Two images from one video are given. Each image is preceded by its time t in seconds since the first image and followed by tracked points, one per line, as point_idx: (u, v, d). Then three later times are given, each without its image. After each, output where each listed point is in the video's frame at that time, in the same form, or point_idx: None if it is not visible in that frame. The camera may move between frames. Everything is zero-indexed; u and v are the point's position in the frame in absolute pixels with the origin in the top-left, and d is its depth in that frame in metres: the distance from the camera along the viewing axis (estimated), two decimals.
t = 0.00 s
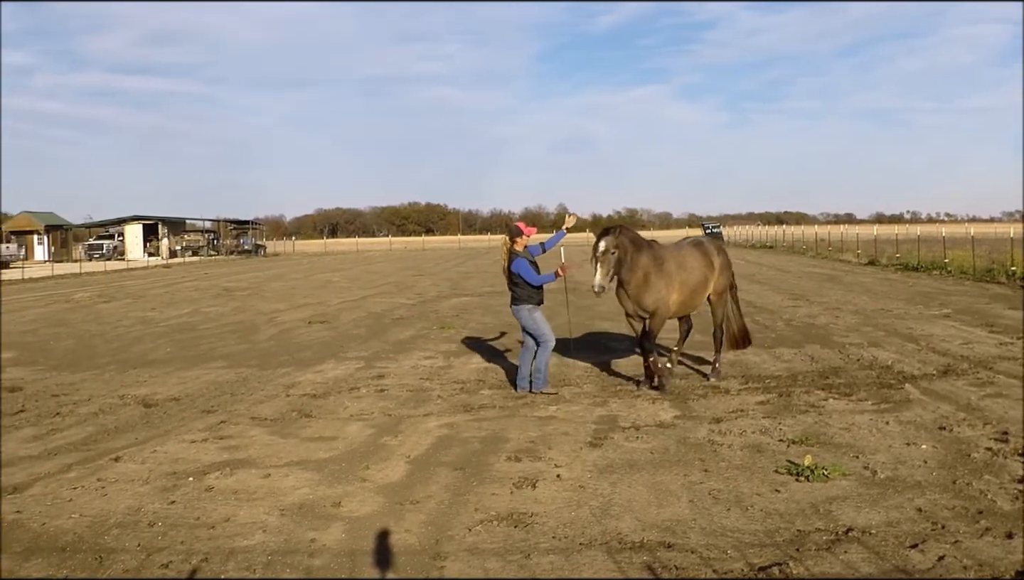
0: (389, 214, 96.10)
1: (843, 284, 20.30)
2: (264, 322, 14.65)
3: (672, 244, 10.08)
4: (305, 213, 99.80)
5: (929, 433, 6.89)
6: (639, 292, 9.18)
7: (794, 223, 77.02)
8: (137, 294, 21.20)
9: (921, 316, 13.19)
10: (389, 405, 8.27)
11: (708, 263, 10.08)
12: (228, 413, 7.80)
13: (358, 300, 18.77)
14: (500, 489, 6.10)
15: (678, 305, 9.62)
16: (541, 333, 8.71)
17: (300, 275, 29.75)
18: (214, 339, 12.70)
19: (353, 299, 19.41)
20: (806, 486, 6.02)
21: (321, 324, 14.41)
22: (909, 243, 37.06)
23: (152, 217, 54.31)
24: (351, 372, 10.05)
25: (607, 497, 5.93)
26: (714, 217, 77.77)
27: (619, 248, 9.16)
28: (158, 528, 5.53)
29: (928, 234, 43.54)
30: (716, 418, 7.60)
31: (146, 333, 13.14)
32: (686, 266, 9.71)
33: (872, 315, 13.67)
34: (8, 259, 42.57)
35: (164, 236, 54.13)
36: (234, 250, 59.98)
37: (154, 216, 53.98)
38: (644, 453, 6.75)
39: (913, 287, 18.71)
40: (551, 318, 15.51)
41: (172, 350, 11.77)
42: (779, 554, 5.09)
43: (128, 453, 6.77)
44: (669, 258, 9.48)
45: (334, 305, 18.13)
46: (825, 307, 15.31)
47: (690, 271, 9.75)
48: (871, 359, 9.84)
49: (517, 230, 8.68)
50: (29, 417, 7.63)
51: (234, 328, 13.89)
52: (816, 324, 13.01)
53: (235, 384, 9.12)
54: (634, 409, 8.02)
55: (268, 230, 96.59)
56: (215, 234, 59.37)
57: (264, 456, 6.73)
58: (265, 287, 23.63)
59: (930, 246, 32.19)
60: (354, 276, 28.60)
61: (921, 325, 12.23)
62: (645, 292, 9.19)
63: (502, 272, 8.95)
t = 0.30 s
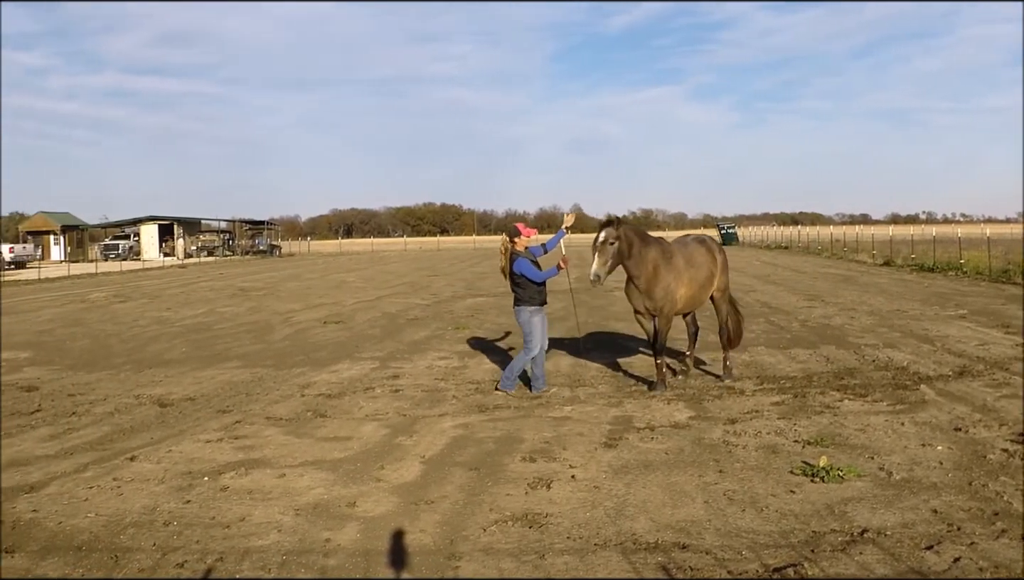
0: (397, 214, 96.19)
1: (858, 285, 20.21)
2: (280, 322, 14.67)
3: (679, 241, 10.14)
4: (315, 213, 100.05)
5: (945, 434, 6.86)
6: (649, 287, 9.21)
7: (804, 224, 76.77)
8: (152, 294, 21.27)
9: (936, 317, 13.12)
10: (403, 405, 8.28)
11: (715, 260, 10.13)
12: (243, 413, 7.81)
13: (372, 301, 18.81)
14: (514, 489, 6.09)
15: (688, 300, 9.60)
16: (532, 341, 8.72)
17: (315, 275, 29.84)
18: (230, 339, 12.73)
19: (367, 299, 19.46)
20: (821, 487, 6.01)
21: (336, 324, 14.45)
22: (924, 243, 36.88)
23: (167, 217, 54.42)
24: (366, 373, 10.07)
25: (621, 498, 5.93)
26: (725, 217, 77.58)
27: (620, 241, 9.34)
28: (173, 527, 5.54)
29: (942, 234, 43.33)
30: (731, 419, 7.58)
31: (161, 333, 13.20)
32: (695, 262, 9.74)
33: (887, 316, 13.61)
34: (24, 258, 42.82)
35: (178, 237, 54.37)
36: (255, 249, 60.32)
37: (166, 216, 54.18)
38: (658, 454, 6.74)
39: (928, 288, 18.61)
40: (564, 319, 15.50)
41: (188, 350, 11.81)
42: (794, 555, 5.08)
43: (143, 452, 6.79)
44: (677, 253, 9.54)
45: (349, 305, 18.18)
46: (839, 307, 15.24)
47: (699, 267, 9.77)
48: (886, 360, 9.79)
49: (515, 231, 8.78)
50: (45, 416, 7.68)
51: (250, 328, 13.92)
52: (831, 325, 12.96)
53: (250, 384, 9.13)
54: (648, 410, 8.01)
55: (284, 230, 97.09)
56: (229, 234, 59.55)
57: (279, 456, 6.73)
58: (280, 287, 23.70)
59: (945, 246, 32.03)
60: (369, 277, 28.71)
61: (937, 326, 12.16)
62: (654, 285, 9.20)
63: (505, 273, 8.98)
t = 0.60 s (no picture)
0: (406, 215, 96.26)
1: (873, 286, 20.14)
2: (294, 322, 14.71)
3: (686, 242, 10.12)
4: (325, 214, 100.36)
5: (960, 436, 6.84)
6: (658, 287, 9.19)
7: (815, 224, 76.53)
8: (167, 294, 21.39)
9: (951, 318, 13.06)
10: (418, 405, 8.29)
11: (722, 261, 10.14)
12: (258, 413, 7.82)
13: (386, 301, 18.88)
14: (529, 490, 6.09)
15: (696, 301, 9.58)
16: (528, 338, 8.83)
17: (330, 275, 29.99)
18: (244, 339, 12.78)
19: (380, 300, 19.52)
20: (835, 488, 5.99)
21: (350, 324, 14.49)
22: (940, 244, 36.75)
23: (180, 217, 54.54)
24: (380, 373, 10.10)
25: (636, 498, 5.92)
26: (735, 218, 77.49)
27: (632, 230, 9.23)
28: (187, 527, 5.55)
29: (956, 234, 43.17)
30: (745, 420, 7.57)
31: (177, 333, 13.24)
32: (703, 264, 9.72)
33: (902, 317, 13.55)
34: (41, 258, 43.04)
35: (192, 237, 54.63)
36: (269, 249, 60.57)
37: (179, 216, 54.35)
38: (673, 455, 6.73)
39: (943, 288, 18.51)
40: (577, 319, 15.51)
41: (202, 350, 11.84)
42: (808, 556, 5.06)
43: (158, 452, 6.81)
44: (686, 254, 9.52)
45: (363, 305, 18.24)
46: (853, 308, 15.18)
47: (707, 268, 9.76)
48: (901, 361, 9.76)
49: (522, 230, 8.71)
50: (61, 416, 7.71)
51: (264, 328, 13.96)
52: (845, 326, 12.92)
53: (264, 384, 9.15)
54: (662, 411, 8.00)
55: (296, 230, 97.47)
56: (247, 234, 59.68)
57: (293, 456, 6.74)
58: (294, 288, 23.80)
59: (959, 246, 31.89)
60: (383, 277, 28.83)
61: (952, 327, 12.11)
62: (663, 285, 9.17)
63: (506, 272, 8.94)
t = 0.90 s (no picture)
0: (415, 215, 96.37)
1: (888, 286, 20.07)
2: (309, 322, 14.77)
3: (693, 245, 10.08)
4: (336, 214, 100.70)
5: (976, 437, 6.82)
6: (663, 291, 9.19)
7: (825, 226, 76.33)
8: (182, 294, 21.50)
9: (966, 319, 13.00)
10: (432, 405, 8.30)
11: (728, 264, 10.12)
12: (273, 414, 7.83)
13: (401, 301, 18.95)
14: (543, 490, 6.09)
15: (702, 305, 9.56)
16: (540, 339, 8.83)
17: (345, 275, 30.13)
18: (260, 339, 12.84)
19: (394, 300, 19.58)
20: (851, 489, 5.98)
21: (365, 324, 14.55)
22: (955, 244, 36.65)
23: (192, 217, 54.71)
24: (395, 373, 10.14)
25: (650, 499, 5.92)
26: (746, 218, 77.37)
27: (642, 231, 9.19)
28: (202, 527, 5.56)
29: (971, 234, 43.01)
30: (760, 421, 7.56)
31: (191, 333, 13.29)
32: (710, 267, 9.70)
33: (917, 318, 13.50)
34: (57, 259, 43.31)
35: (205, 237, 54.92)
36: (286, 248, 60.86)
37: (191, 216, 54.50)
38: (688, 455, 6.72)
39: (959, 289, 18.44)
40: (590, 320, 15.53)
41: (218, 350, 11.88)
42: (823, 558, 5.05)
43: (173, 452, 6.83)
44: (693, 258, 9.49)
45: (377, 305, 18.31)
46: (868, 308, 15.15)
47: (714, 271, 9.73)
48: (917, 362, 9.72)
49: (529, 229, 8.73)
50: (77, 416, 7.75)
51: (278, 328, 14.00)
52: (860, 327, 12.89)
53: (279, 384, 9.19)
54: (677, 411, 7.99)
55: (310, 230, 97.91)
56: (258, 234, 59.84)
57: (308, 456, 6.76)
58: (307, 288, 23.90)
59: (974, 247, 31.74)
60: (398, 277, 28.96)
61: (967, 328, 12.05)
62: (669, 290, 9.17)
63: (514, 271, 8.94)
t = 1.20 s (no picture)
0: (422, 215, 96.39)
1: (898, 287, 20.03)
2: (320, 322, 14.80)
3: (689, 245, 10.06)
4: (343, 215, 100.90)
5: (987, 438, 6.81)
6: (656, 291, 9.19)
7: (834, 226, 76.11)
8: (192, 294, 21.57)
9: (978, 319, 12.96)
10: (443, 405, 8.30)
11: (725, 263, 10.08)
12: (284, 414, 7.84)
13: (411, 301, 18.98)
14: (554, 491, 6.09)
15: (695, 305, 9.59)
16: (549, 340, 8.78)
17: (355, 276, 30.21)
18: (271, 339, 12.88)
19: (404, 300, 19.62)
20: (862, 490, 5.97)
21: (376, 324, 14.58)
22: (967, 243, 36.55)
23: (201, 217, 54.84)
24: (406, 373, 10.15)
25: (661, 500, 5.91)
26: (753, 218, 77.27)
27: (642, 232, 9.06)
28: (213, 526, 5.57)
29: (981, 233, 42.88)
30: (771, 421, 7.55)
31: (202, 333, 13.31)
32: (703, 267, 9.68)
33: (928, 318, 13.47)
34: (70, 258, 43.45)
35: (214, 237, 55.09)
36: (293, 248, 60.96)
37: (201, 216, 54.62)
38: (699, 456, 6.72)
39: (969, 289, 18.40)
40: (600, 320, 15.54)
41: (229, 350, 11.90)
42: (834, 558, 5.05)
43: (184, 452, 6.83)
44: (686, 258, 9.48)
45: (387, 305, 18.35)
46: (879, 309, 15.12)
47: (707, 272, 9.72)
48: (928, 363, 9.70)
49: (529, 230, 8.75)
50: (89, 416, 7.78)
51: (289, 328, 14.03)
52: (871, 327, 12.87)
53: (290, 384, 9.20)
54: (688, 412, 7.97)
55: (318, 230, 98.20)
56: (270, 234, 59.84)
57: (319, 456, 6.76)
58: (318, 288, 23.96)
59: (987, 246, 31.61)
60: (408, 277, 29.03)
61: (979, 328, 12.02)
62: (662, 291, 9.17)
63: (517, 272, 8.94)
